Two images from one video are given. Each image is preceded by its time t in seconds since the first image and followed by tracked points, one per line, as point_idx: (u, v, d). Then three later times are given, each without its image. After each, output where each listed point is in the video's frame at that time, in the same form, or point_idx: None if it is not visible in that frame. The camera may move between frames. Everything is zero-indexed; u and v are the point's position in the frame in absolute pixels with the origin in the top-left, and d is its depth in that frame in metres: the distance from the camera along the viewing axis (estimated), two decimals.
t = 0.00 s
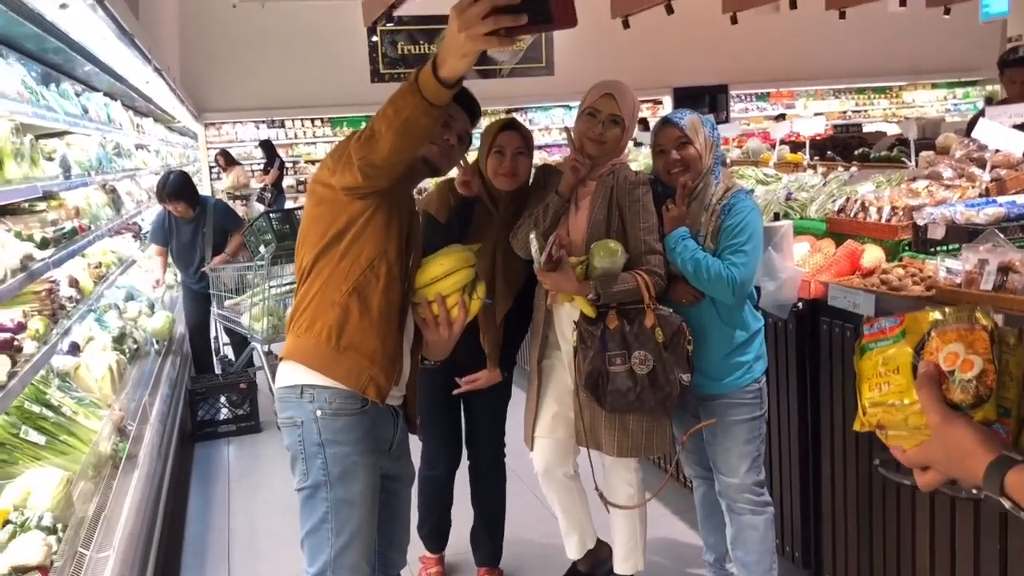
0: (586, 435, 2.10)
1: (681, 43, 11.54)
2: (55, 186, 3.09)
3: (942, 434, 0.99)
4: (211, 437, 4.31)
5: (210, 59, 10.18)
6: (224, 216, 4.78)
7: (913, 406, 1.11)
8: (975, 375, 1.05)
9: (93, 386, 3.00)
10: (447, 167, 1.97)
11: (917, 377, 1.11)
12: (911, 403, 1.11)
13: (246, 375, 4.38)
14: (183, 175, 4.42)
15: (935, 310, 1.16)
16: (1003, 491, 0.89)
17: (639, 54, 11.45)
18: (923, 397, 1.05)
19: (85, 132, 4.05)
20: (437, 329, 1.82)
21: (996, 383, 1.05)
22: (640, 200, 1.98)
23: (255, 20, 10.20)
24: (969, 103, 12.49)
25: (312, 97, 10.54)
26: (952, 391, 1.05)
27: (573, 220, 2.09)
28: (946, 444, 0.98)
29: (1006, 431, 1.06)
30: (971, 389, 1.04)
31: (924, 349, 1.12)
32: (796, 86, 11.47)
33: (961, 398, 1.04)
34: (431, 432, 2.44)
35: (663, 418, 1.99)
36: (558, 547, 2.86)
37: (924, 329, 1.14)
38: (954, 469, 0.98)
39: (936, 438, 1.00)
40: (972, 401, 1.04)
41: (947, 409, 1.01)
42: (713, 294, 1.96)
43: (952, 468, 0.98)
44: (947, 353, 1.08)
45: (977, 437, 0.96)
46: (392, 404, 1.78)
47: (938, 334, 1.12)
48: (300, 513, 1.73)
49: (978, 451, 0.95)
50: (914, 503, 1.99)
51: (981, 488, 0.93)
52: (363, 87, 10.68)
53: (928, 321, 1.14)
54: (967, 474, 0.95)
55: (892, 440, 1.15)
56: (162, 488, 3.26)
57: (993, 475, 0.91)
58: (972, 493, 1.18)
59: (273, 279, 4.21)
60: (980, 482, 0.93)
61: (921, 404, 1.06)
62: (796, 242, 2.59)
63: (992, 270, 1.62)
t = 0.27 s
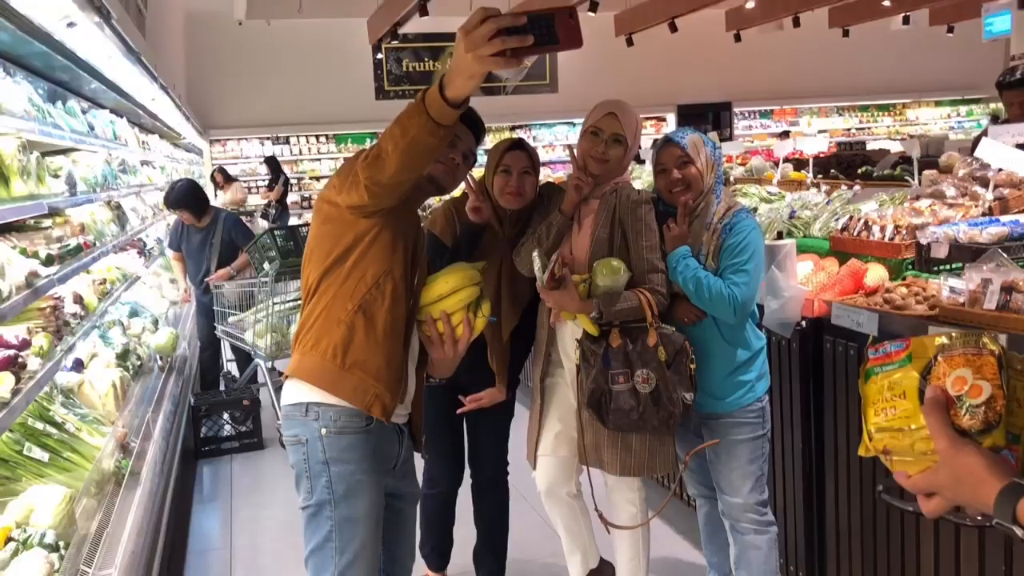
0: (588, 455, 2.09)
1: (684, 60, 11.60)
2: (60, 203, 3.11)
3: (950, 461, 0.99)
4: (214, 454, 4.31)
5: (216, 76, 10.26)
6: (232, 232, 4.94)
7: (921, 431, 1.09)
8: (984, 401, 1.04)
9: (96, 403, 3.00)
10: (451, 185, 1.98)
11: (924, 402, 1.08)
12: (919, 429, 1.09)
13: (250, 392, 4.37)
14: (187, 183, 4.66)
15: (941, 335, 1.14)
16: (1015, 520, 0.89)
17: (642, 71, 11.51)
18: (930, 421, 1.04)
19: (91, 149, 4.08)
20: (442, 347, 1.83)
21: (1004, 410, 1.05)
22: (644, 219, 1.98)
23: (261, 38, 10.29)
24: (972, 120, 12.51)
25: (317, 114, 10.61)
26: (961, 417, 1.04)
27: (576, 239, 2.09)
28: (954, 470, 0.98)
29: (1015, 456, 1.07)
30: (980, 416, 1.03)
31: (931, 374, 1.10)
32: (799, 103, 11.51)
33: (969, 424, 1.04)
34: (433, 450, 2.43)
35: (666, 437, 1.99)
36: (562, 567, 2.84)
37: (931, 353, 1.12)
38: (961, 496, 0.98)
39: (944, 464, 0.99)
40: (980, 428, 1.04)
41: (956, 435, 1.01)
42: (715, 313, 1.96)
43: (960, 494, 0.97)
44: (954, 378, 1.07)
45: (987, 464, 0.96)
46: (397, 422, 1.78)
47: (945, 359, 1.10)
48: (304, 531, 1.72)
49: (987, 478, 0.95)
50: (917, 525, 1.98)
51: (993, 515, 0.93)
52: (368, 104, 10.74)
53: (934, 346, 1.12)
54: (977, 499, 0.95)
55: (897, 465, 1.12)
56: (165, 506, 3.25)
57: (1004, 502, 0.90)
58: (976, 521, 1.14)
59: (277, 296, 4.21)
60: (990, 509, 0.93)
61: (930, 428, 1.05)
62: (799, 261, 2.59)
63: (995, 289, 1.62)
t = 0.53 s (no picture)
0: (588, 471, 2.08)
1: (683, 76, 11.66)
2: (61, 220, 3.11)
3: (949, 475, 0.98)
4: (213, 471, 4.30)
5: (217, 92, 10.32)
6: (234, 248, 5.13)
7: (920, 446, 1.09)
8: (983, 416, 1.04)
9: (95, 420, 2.99)
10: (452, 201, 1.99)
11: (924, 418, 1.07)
12: (918, 444, 1.09)
13: (249, 409, 4.36)
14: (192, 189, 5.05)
15: (939, 348, 1.13)
16: (1017, 536, 0.89)
17: (641, 87, 11.57)
18: (929, 437, 1.03)
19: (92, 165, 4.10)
20: (443, 363, 1.83)
21: (1002, 425, 1.05)
22: (643, 235, 1.98)
23: (262, 55, 10.36)
24: (971, 135, 12.56)
25: (318, 130, 10.65)
26: (961, 432, 1.04)
27: (575, 255, 2.09)
28: (953, 485, 0.98)
29: (1014, 472, 1.07)
30: (979, 431, 1.04)
31: (930, 388, 1.10)
32: (798, 118, 11.56)
33: (969, 439, 1.04)
34: (432, 467, 2.43)
35: (666, 453, 1.98)
36: None
37: (929, 367, 1.11)
38: (961, 512, 0.97)
39: (943, 480, 0.99)
40: (980, 442, 1.04)
41: (955, 450, 1.01)
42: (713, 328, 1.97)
43: (959, 511, 0.97)
44: (953, 393, 1.07)
45: (988, 480, 0.96)
46: (397, 438, 1.77)
47: (944, 372, 1.10)
48: (304, 548, 1.72)
49: (988, 493, 0.95)
50: (918, 541, 1.97)
51: (995, 531, 0.92)
52: (368, 120, 10.79)
53: (933, 359, 1.11)
54: (977, 516, 0.95)
55: (895, 479, 1.12)
56: (163, 523, 3.23)
57: (1006, 519, 0.90)
58: (974, 534, 1.14)
59: (277, 312, 4.21)
60: (990, 524, 0.93)
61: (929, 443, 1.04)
62: (798, 276, 2.60)
63: (994, 305, 1.62)
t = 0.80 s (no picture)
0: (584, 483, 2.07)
1: (678, 87, 11.71)
2: (56, 232, 3.11)
3: (945, 487, 0.98)
4: (209, 483, 4.28)
5: (214, 104, 10.33)
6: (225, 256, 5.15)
7: (917, 457, 1.08)
8: (979, 426, 1.04)
9: (89, 433, 2.97)
10: (447, 213, 2.00)
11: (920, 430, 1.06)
12: (914, 454, 1.08)
13: (245, 421, 4.35)
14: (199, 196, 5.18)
15: (934, 360, 1.14)
16: (1014, 546, 0.89)
17: (637, 98, 11.61)
18: (926, 448, 1.01)
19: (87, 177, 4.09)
20: (438, 375, 1.82)
21: (998, 435, 1.05)
22: (638, 245, 1.98)
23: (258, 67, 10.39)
24: (965, 145, 12.62)
25: (314, 141, 10.67)
26: (956, 443, 1.04)
27: (571, 266, 2.10)
28: (949, 496, 0.97)
29: (1010, 482, 1.07)
30: (975, 441, 1.03)
31: (925, 399, 1.10)
32: (793, 128, 11.61)
33: (965, 450, 1.03)
34: (427, 479, 2.42)
35: (663, 464, 1.98)
36: None
37: (925, 378, 1.12)
38: (958, 523, 0.97)
39: (939, 491, 0.98)
40: (976, 453, 1.04)
41: (951, 461, 1.00)
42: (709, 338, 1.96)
43: (955, 522, 0.96)
44: (949, 403, 1.07)
45: (985, 492, 0.95)
46: (392, 450, 1.77)
47: (939, 384, 1.10)
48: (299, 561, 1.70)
49: (983, 503, 0.95)
50: (916, 551, 1.97)
51: (992, 542, 0.91)
52: (365, 131, 10.81)
53: (928, 371, 1.12)
54: (974, 527, 0.94)
55: (891, 491, 1.12)
56: (158, 537, 3.20)
57: (1001, 529, 0.90)
58: (971, 546, 1.14)
59: (273, 323, 4.20)
60: (988, 536, 0.92)
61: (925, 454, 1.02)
62: (793, 286, 2.60)
63: (989, 314, 1.62)
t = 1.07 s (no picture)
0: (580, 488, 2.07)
1: (673, 92, 11.74)
2: (50, 239, 3.10)
3: (938, 490, 0.99)
4: (204, 490, 4.26)
5: (209, 110, 10.33)
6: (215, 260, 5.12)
7: (910, 460, 1.07)
8: (972, 429, 1.04)
9: (84, 440, 2.96)
10: (440, 218, 1.99)
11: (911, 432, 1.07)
12: (908, 458, 1.07)
13: (240, 427, 4.34)
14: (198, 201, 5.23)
15: (927, 363, 1.13)
16: (1005, 548, 0.90)
17: (632, 103, 11.63)
18: (918, 451, 1.03)
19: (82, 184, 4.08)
20: (433, 380, 1.82)
21: (990, 438, 1.05)
22: (634, 250, 1.98)
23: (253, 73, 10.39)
24: (959, 148, 12.67)
25: (309, 147, 10.67)
26: (949, 446, 1.04)
27: (566, 271, 2.10)
28: (941, 499, 0.99)
29: (1003, 485, 1.08)
30: (967, 444, 1.04)
31: (919, 403, 1.09)
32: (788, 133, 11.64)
33: (958, 453, 1.04)
34: (423, 484, 2.41)
35: (659, 469, 1.97)
36: None
37: (918, 381, 1.10)
38: (951, 526, 0.98)
39: (932, 493, 0.99)
40: (968, 456, 1.04)
41: (943, 464, 1.01)
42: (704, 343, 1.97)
43: (948, 524, 0.98)
44: (942, 407, 1.06)
45: (977, 494, 0.97)
46: (388, 456, 1.76)
47: (932, 387, 1.09)
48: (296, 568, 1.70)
49: (976, 506, 0.96)
50: (912, 555, 1.97)
51: (983, 544, 0.93)
52: (360, 136, 10.81)
53: (921, 374, 1.11)
54: (967, 530, 0.96)
55: (885, 494, 1.10)
56: (153, 544, 3.19)
57: (993, 533, 0.91)
58: (965, 549, 1.12)
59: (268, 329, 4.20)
60: (979, 537, 0.94)
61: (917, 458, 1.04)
62: (789, 290, 2.61)
63: (983, 318, 1.63)
